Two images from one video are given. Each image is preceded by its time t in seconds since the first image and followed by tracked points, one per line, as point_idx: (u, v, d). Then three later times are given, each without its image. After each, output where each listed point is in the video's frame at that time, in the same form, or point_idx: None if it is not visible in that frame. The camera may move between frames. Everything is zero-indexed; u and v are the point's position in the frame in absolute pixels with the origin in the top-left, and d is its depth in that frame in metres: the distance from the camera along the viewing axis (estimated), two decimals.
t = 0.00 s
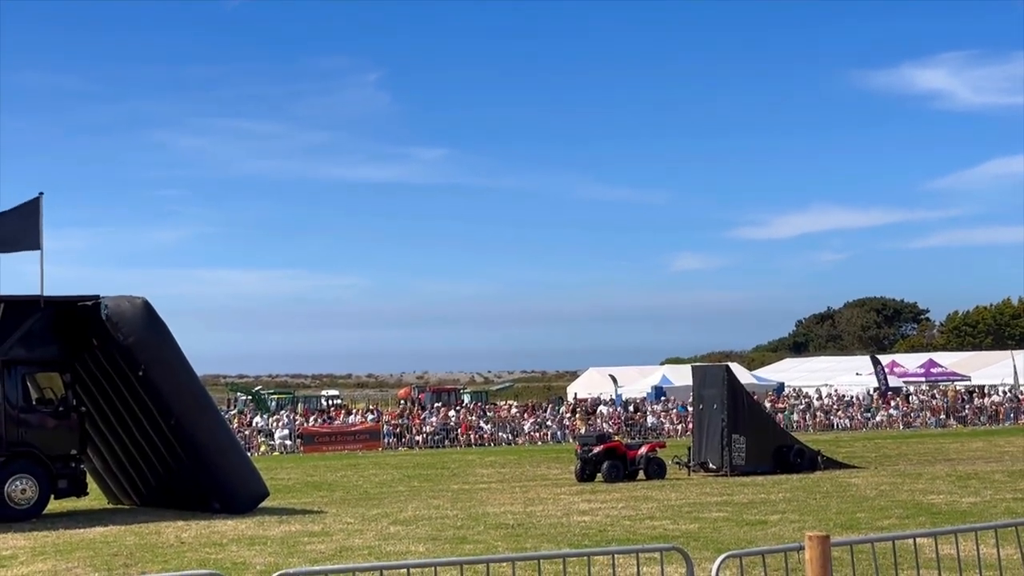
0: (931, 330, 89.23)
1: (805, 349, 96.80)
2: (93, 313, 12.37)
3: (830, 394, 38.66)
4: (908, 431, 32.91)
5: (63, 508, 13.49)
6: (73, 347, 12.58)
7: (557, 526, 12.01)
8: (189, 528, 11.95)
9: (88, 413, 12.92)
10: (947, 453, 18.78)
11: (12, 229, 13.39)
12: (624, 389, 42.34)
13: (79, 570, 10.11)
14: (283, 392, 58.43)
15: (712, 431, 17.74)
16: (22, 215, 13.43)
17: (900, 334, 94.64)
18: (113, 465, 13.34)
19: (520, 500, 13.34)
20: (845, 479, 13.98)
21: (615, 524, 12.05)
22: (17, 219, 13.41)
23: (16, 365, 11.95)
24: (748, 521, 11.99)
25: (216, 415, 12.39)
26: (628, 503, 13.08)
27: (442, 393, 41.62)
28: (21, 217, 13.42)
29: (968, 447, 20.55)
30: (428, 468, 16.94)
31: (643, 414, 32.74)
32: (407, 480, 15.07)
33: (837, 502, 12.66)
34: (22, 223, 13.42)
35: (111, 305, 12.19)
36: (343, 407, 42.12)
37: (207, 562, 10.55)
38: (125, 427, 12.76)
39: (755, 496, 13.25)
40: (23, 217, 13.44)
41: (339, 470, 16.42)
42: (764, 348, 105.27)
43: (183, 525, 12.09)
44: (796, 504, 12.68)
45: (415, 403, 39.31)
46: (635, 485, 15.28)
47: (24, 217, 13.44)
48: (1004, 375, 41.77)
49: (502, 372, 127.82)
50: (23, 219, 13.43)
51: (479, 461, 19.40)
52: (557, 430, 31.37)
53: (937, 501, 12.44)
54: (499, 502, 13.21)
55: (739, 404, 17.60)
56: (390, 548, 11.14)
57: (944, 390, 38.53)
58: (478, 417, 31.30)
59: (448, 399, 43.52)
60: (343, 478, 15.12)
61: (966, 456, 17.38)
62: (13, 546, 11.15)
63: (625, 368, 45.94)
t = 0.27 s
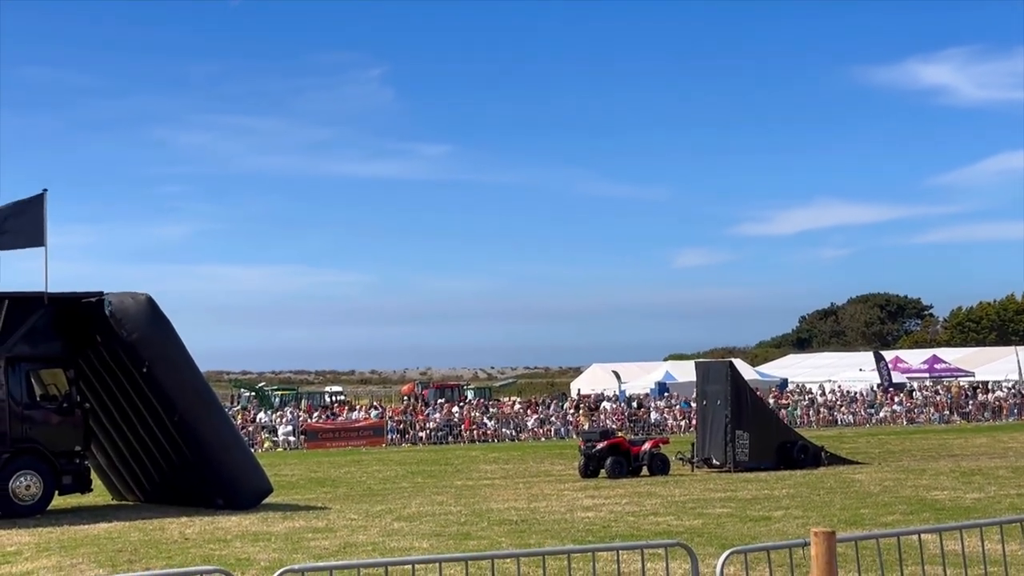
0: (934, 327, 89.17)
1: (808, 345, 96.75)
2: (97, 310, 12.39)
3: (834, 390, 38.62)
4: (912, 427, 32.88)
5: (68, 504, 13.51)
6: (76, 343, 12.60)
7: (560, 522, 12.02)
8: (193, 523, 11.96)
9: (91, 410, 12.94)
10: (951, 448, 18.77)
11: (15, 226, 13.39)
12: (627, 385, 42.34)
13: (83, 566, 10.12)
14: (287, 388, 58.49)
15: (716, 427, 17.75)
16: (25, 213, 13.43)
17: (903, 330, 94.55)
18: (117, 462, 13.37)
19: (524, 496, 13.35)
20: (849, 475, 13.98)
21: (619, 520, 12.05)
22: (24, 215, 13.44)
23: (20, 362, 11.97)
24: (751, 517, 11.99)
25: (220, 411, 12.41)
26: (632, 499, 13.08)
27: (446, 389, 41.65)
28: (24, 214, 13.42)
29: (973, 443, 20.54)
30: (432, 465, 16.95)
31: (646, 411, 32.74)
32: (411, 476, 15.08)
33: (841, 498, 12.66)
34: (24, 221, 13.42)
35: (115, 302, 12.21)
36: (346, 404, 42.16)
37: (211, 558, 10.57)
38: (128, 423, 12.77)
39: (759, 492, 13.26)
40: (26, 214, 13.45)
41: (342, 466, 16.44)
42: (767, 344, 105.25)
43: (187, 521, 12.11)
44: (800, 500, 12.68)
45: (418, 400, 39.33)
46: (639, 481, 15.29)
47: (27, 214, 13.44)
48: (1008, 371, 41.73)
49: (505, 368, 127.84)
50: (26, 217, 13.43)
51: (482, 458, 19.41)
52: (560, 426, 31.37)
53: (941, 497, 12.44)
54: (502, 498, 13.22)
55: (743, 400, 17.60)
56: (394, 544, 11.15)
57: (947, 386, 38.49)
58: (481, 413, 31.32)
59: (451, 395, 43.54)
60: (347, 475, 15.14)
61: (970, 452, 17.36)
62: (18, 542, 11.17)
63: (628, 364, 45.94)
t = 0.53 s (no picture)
0: (936, 323, 89.13)
1: (810, 341, 96.73)
2: (99, 306, 12.39)
3: (836, 386, 38.61)
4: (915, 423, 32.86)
5: (70, 500, 13.52)
6: (79, 340, 12.61)
7: (563, 518, 12.02)
8: (196, 520, 11.97)
9: (94, 406, 12.94)
10: (954, 444, 18.77)
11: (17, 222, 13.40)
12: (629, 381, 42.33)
13: (86, 562, 10.13)
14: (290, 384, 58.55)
15: (718, 424, 17.75)
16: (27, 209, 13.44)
17: (905, 326, 94.51)
18: (119, 458, 13.37)
19: (526, 492, 13.35)
20: (851, 471, 13.97)
21: (621, 516, 12.06)
22: (33, 212, 13.47)
23: (23, 358, 11.98)
24: (754, 513, 11.99)
25: (222, 407, 12.41)
26: (634, 495, 13.08)
27: (448, 385, 41.67)
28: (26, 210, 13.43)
29: (976, 438, 20.54)
30: (434, 460, 16.96)
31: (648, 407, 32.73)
32: (413, 472, 15.09)
33: (843, 494, 12.66)
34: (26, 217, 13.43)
35: (118, 298, 12.21)
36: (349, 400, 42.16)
37: (213, 554, 10.57)
38: (131, 419, 12.78)
39: (762, 488, 13.26)
40: (28, 210, 13.45)
41: (345, 462, 16.44)
42: (769, 340, 105.24)
43: (189, 517, 12.12)
44: (802, 496, 12.68)
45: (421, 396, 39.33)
46: (641, 477, 15.29)
47: (28, 210, 13.45)
48: (1011, 367, 41.70)
49: (507, 364, 127.84)
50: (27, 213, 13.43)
51: (485, 454, 19.40)
52: (563, 422, 31.34)
53: (943, 493, 12.44)
54: (505, 494, 13.23)
55: (745, 396, 17.59)
56: (396, 540, 11.15)
57: (950, 382, 38.48)
58: (483, 410, 31.32)
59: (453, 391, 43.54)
60: (349, 471, 15.15)
61: (973, 448, 17.35)
62: (20, 538, 11.18)
63: (631, 360, 45.92)
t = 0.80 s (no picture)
0: (936, 320, 89.09)
1: (810, 338, 96.75)
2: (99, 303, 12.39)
3: (836, 383, 38.62)
4: (915, 419, 32.87)
5: (71, 498, 13.51)
6: (79, 337, 12.61)
7: (563, 515, 12.02)
8: (196, 517, 11.97)
9: (94, 403, 12.94)
10: (955, 441, 18.78)
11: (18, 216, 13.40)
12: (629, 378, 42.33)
13: (87, 559, 10.12)
14: (291, 381, 58.55)
15: (718, 420, 17.76)
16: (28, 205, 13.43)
17: (905, 323, 94.53)
18: (120, 455, 13.37)
19: (527, 489, 13.35)
20: (852, 468, 13.98)
21: (622, 512, 12.06)
22: (34, 208, 13.46)
23: (23, 355, 11.98)
24: (754, 510, 11.99)
25: (223, 404, 12.41)
26: (635, 492, 13.08)
27: (448, 382, 41.66)
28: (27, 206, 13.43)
29: (976, 435, 20.55)
30: (434, 457, 16.96)
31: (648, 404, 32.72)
32: (414, 469, 15.09)
33: (844, 491, 12.66)
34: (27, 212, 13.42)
35: (118, 295, 12.21)
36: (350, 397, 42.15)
37: (213, 551, 10.57)
38: (131, 416, 12.78)
39: (762, 484, 13.26)
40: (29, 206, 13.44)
41: (345, 459, 16.44)
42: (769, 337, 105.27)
43: (190, 514, 12.12)
44: (803, 493, 12.68)
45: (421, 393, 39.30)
46: (642, 473, 15.29)
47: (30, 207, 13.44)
48: (1011, 364, 41.72)
49: (506, 361, 127.81)
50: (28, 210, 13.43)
51: (485, 451, 19.41)
52: (564, 419, 31.34)
53: (943, 490, 12.44)
54: (505, 491, 13.23)
55: (746, 393, 17.60)
56: (397, 537, 11.15)
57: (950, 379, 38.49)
58: (483, 407, 31.32)
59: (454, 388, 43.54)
60: (350, 468, 15.15)
61: (973, 444, 17.36)
62: (21, 535, 11.18)
63: (631, 357, 45.92)
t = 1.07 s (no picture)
0: (934, 317, 89.14)
1: (808, 335, 96.82)
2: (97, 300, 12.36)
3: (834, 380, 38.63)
4: (913, 416, 32.89)
5: (69, 495, 13.51)
6: (77, 334, 12.59)
7: (561, 512, 12.03)
8: (194, 514, 11.97)
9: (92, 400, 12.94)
10: (953, 438, 18.79)
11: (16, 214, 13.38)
12: (628, 375, 42.35)
13: (84, 556, 10.12)
14: (290, 378, 58.58)
15: (717, 418, 17.78)
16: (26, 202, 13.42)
17: (902, 320, 94.58)
18: (118, 452, 13.37)
19: (525, 486, 13.35)
20: (849, 465, 13.99)
21: (620, 509, 12.07)
22: (33, 205, 13.44)
23: (21, 353, 11.96)
24: (752, 506, 12.00)
25: (221, 402, 12.40)
26: (633, 489, 13.09)
27: (447, 379, 41.67)
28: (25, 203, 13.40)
29: (975, 432, 20.56)
30: (433, 454, 16.97)
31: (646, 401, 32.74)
32: (413, 466, 15.09)
33: (841, 488, 12.66)
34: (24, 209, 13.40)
35: (116, 292, 12.18)
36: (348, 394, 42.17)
37: (211, 549, 10.57)
38: (129, 414, 12.77)
39: (760, 481, 13.27)
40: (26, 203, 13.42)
41: (343, 456, 16.44)
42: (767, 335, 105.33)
43: (188, 511, 12.12)
44: (801, 489, 12.69)
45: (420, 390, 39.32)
46: (640, 470, 15.31)
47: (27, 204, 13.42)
48: (1009, 361, 41.73)
49: (504, 359, 127.79)
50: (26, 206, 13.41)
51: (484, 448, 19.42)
52: (562, 416, 31.36)
53: (941, 486, 12.45)
54: (503, 488, 13.23)
55: (744, 390, 17.62)
56: (394, 534, 11.15)
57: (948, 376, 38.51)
58: (482, 404, 31.32)
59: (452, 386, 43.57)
60: (348, 465, 15.15)
61: (971, 441, 17.37)
62: (19, 532, 11.18)
63: (629, 355, 45.93)
